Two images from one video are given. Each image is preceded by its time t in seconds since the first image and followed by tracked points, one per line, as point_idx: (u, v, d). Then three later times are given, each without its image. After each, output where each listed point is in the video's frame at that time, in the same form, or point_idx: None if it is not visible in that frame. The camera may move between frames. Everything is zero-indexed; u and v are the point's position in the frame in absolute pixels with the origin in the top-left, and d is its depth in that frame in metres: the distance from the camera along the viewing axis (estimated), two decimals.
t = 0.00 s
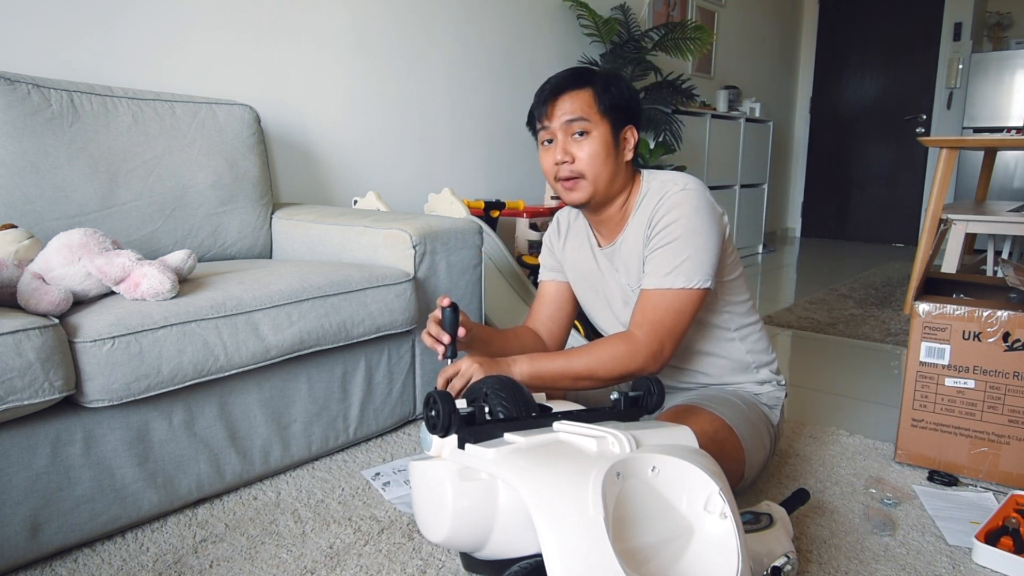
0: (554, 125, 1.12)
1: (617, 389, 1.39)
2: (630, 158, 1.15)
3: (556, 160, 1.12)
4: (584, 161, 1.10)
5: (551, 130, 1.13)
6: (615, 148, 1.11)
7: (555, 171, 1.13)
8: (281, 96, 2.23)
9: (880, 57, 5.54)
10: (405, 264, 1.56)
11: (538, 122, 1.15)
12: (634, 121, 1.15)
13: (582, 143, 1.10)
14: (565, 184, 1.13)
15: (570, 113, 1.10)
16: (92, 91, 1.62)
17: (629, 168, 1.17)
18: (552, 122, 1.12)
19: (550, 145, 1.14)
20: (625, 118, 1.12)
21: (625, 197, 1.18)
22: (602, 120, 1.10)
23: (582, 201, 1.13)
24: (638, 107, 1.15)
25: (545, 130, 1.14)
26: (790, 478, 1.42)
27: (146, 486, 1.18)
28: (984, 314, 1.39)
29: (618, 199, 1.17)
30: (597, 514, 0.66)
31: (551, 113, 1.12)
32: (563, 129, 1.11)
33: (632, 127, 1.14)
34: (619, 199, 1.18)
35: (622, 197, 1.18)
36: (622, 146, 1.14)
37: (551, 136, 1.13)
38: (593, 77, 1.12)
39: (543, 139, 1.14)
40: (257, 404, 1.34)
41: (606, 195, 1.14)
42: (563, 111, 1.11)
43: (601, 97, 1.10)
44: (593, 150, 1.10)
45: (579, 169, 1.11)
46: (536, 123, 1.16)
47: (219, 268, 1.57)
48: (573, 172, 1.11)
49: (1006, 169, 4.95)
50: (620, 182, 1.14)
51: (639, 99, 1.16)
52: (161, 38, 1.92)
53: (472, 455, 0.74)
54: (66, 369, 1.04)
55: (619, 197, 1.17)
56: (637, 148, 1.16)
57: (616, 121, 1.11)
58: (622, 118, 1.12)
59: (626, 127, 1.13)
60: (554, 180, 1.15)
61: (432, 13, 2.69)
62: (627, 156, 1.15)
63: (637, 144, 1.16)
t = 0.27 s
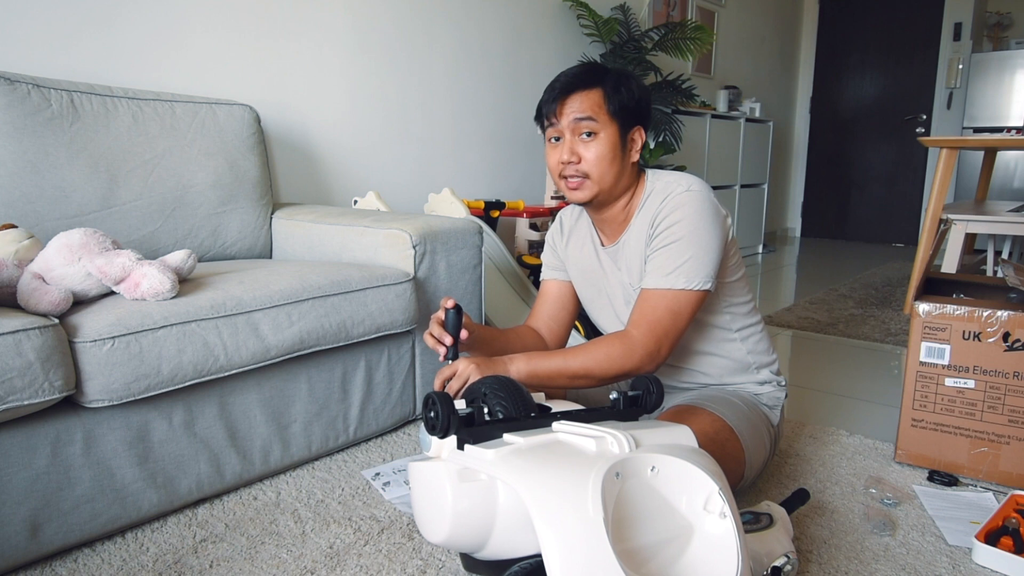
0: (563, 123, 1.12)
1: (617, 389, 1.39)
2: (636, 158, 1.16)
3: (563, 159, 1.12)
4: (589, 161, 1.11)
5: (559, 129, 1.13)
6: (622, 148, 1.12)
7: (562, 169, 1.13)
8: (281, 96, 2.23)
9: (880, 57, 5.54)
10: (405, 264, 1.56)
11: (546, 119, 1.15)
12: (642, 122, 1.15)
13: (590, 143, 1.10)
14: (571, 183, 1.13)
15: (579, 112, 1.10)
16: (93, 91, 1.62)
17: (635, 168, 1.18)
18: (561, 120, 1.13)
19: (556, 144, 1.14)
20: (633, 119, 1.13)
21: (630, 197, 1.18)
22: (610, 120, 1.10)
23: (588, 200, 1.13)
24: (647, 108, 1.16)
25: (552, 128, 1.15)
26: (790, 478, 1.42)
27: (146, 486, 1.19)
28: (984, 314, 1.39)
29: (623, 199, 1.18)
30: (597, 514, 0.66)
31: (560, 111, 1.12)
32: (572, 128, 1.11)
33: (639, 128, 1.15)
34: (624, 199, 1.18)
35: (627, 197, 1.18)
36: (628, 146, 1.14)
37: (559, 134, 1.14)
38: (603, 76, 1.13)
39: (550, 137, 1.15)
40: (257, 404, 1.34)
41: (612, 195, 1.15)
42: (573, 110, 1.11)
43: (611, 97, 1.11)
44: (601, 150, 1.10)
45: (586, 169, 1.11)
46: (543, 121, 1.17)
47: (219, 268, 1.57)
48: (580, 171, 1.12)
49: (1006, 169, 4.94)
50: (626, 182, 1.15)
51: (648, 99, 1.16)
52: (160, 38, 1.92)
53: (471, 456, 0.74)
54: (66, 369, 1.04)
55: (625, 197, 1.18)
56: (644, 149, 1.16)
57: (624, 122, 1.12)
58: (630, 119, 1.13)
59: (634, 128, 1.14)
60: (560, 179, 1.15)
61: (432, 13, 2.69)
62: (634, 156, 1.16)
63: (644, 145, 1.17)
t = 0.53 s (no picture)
0: (570, 119, 1.12)
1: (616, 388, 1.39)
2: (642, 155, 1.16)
3: (570, 155, 1.12)
4: (596, 157, 1.11)
5: (565, 125, 1.13)
6: (628, 145, 1.12)
7: (568, 166, 1.13)
8: (281, 97, 2.23)
9: (880, 57, 5.54)
10: (405, 264, 1.56)
11: (551, 116, 1.15)
12: (647, 120, 1.16)
13: (597, 140, 1.10)
14: (578, 180, 1.13)
15: (586, 109, 1.10)
16: (93, 91, 1.62)
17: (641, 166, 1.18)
18: (568, 117, 1.13)
19: (562, 140, 1.14)
20: (640, 116, 1.13)
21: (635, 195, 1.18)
22: (617, 117, 1.10)
23: (594, 196, 1.13)
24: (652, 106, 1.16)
25: (558, 124, 1.14)
26: (790, 478, 1.42)
27: (146, 486, 1.19)
28: (984, 314, 1.39)
29: (629, 197, 1.18)
30: (597, 514, 0.66)
31: (567, 107, 1.12)
32: (579, 125, 1.11)
33: (644, 126, 1.15)
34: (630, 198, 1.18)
35: (633, 195, 1.18)
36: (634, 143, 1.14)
37: (566, 131, 1.13)
38: (609, 73, 1.13)
39: (556, 134, 1.15)
40: (257, 404, 1.34)
41: (618, 193, 1.14)
42: (580, 106, 1.11)
43: (617, 94, 1.11)
44: (608, 147, 1.10)
45: (593, 166, 1.11)
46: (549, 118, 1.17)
47: (219, 268, 1.57)
48: (587, 168, 1.12)
49: (1006, 169, 4.94)
50: (632, 179, 1.15)
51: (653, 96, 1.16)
52: (160, 38, 1.92)
53: (471, 456, 0.74)
54: (66, 369, 1.04)
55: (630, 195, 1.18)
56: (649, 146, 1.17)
57: (630, 119, 1.12)
58: (637, 117, 1.13)
59: (639, 125, 1.14)
60: (566, 175, 1.15)
61: (432, 13, 2.69)
62: (639, 153, 1.16)
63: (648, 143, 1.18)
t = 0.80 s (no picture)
0: (576, 118, 1.10)
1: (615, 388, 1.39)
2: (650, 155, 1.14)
3: (574, 155, 1.11)
4: (602, 158, 1.09)
5: (571, 123, 1.12)
6: (635, 146, 1.10)
7: (574, 165, 1.12)
8: (281, 97, 2.23)
9: (880, 57, 5.54)
10: (405, 264, 1.56)
11: (559, 112, 1.13)
12: (657, 118, 1.13)
13: (603, 140, 1.09)
14: (583, 179, 1.12)
15: (592, 109, 1.08)
16: (93, 91, 1.62)
17: (648, 166, 1.16)
18: (574, 115, 1.11)
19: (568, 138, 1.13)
20: (648, 115, 1.11)
21: (643, 194, 1.17)
22: (623, 117, 1.08)
23: (598, 197, 1.12)
24: (663, 104, 1.13)
25: (564, 122, 1.13)
26: (790, 478, 1.42)
27: (146, 486, 1.18)
28: (984, 314, 1.39)
29: (636, 197, 1.17)
30: (597, 514, 0.66)
31: (574, 105, 1.10)
32: (585, 124, 1.09)
33: (654, 124, 1.13)
34: (638, 196, 1.17)
35: (640, 195, 1.17)
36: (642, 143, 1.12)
37: (572, 129, 1.12)
38: (619, 70, 1.11)
39: (562, 132, 1.14)
40: (257, 405, 1.34)
41: (624, 193, 1.13)
42: (586, 105, 1.09)
43: (625, 93, 1.08)
44: (614, 147, 1.09)
45: (597, 166, 1.10)
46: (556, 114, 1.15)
47: (219, 268, 1.57)
48: (591, 168, 1.10)
49: (1006, 169, 4.94)
50: (638, 180, 1.13)
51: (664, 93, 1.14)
52: (160, 38, 1.92)
53: (471, 456, 0.74)
54: (66, 369, 1.04)
55: (638, 194, 1.17)
56: (658, 145, 1.15)
57: (639, 119, 1.10)
58: (646, 116, 1.11)
59: (648, 124, 1.12)
60: (572, 174, 1.14)
61: (432, 13, 2.69)
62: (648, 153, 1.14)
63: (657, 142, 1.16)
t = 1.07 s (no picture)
0: (573, 130, 1.10)
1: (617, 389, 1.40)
2: (652, 161, 1.12)
3: (570, 167, 1.12)
4: (598, 169, 1.09)
5: (569, 132, 1.11)
6: (633, 154, 1.10)
7: (572, 175, 1.13)
8: (281, 97, 2.23)
9: (880, 57, 5.54)
10: (405, 264, 1.56)
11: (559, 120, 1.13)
12: (657, 123, 1.11)
13: (598, 152, 1.09)
14: (582, 188, 1.14)
15: (590, 119, 1.07)
16: (93, 91, 1.62)
17: (651, 171, 1.15)
18: (571, 125, 1.10)
19: (568, 146, 1.13)
20: (648, 121, 1.09)
21: (647, 198, 1.17)
22: (619, 127, 1.07)
23: (598, 204, 1.14)
24: (665, 107, 1.11)
25: (563, 130, 1.12)
26: (790, 478, 1.42)
27: (146, 486, 1.18)
28: (984, 314, 1.39)
29: (639, 201, 1.16)
30: (597, 514, 0.66)
31: (572, 115, 1.09)
32: (579, 136, 1.09)
33: (655, 129, 1.11)
34: (641, 201, 1.17)
35: (643, 200, 1.17)
36: (643, 150, 1.11)
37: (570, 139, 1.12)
38: (616, 76, 1.08)
39: (562, 140, 1.14)
40: (257, 405, 1.34)
41: (623, 200, 1.14)
42: (580, 117, 1.08)
43: (620, 102, 1.07)
44: (609, 160, 1.08)
45: (593, 177, 1.10)
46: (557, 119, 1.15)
47: (219, 268, 1.57)
48: (588, 179, 1.11)
49: (1006, 169, 4.94)
50: (637, 186, 1.13)
51: (667, 96, 1.11)
52: (160, 38, 1.92)
53: (471, 456, 0.74)
54: (66, 369, 1.04)
55: (641, 199, 1.16)
56: (661, 150, 1.13)
57: (635, 128, 1.08)
58: (643, 124, 1.09)
59: (649, 130, 1.10)
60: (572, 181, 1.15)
61: (432, 13, 2.69)
62: (650, 158, 1.13)
63: (662, 145, 1.13)
